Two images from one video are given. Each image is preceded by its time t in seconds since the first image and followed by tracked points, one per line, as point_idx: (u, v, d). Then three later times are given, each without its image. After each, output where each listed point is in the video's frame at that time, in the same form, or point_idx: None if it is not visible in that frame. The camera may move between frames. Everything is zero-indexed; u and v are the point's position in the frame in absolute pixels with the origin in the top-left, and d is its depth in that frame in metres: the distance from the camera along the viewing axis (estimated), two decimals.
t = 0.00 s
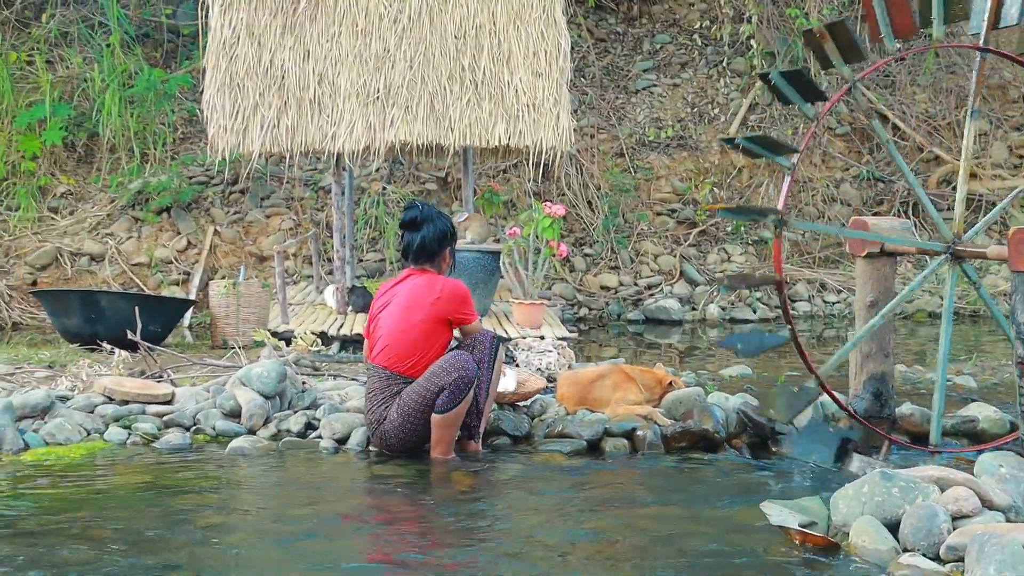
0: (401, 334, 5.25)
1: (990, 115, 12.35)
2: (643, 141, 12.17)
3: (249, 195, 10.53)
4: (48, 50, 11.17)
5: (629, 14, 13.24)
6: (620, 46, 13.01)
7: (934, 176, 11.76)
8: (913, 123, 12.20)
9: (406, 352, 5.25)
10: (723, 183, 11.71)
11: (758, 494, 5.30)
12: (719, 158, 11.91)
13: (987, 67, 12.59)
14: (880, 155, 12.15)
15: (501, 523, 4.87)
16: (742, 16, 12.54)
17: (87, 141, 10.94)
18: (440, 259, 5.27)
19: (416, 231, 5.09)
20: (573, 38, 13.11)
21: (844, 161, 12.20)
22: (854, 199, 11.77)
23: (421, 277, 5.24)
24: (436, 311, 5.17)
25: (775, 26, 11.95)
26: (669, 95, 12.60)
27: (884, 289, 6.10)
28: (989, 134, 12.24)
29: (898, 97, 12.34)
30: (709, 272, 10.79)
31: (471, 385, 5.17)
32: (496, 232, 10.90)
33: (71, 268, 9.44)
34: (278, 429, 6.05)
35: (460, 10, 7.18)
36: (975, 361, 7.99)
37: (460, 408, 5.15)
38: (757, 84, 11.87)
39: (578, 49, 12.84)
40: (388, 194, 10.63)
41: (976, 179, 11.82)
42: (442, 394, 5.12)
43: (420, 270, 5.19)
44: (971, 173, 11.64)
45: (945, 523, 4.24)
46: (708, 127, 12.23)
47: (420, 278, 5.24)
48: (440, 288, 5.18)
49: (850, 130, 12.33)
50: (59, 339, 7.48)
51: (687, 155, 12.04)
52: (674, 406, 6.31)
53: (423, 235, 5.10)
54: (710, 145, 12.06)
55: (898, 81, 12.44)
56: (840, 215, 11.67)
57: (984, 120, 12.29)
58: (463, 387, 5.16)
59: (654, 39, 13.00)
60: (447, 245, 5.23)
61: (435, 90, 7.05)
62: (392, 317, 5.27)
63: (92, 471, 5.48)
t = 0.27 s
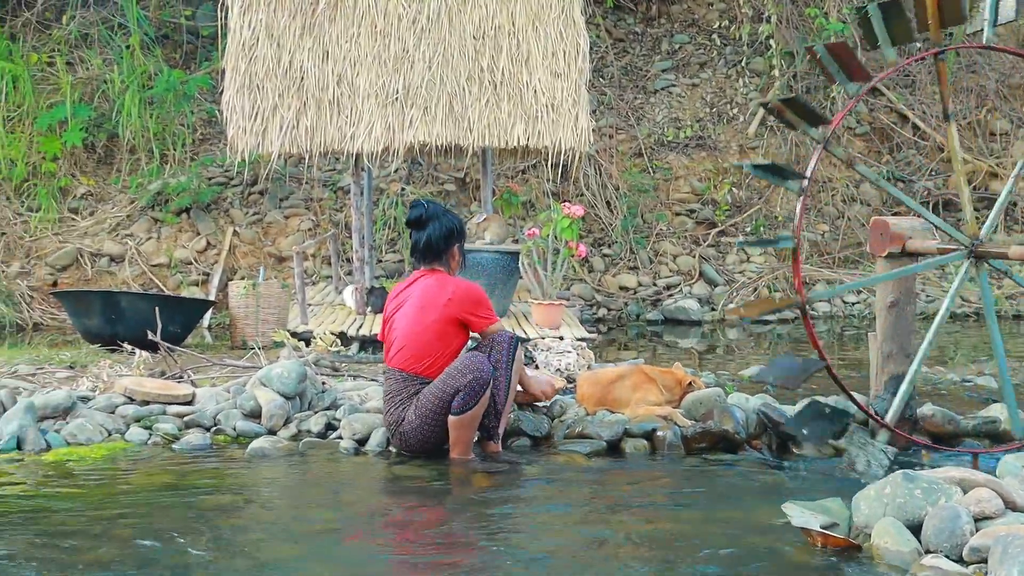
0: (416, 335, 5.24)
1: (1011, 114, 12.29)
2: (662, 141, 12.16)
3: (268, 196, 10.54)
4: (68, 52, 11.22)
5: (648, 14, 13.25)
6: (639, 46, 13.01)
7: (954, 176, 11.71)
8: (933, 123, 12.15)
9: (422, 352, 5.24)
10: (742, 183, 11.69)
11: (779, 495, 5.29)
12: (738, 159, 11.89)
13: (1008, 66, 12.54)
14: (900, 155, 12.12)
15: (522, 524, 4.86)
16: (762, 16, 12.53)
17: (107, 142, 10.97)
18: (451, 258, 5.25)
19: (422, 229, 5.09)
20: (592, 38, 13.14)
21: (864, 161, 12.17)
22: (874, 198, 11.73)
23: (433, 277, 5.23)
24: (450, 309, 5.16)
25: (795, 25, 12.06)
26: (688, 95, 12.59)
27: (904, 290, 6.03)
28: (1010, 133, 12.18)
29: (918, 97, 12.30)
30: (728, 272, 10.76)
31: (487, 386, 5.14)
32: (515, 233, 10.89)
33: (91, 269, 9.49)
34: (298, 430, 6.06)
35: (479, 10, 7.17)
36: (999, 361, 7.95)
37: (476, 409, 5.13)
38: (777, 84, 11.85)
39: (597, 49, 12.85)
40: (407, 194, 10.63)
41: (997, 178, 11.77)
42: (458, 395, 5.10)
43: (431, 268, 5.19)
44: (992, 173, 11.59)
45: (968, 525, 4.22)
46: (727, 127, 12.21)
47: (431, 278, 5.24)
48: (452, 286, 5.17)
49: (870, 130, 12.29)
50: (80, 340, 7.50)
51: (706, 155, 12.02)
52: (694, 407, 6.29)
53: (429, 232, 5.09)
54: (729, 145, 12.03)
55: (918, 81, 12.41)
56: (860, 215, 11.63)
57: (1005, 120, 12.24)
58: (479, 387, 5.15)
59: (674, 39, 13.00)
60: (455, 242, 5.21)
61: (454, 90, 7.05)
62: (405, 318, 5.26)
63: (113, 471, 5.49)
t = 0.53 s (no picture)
0: (428, 339, 5.22)
1: None
2: (681, 141, 12.15)
3: (287, 197, 10.56)
4: (88, 53, 11.27)
5: (666, 14, 13.26)
6: (657, 47, 13.02)
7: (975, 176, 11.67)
8: (952, 123, 12.09)
9: (435, 356, 5.23)
10: (761, 184, 11.67)
11: (799, 496, 5.27)
12: (757, 159, 11.88)
13: None
14: (919, 155, 12.09)
15: (542, 524, 4.85)
16: (781, 16, 12.52)
17: (126, 143, 11.00)
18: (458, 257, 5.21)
19: (428, 232, 5.04)
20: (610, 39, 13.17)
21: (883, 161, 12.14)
22: (894, 199, 11.70)
23: (442, 279, 5.20)
24: (460, 312, 5.13)
25: (814, 26, 12.00)
26: (706, 95, 12.58)
27: (925, 289, 6.09)
28: None
29: (938, 97, 12.28)
30: (746, 273, 10.74)
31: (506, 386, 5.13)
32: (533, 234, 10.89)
33: (111, 270, 9.52)
34: (318, 430, 6.07)
35: (497, 10, 7.16)
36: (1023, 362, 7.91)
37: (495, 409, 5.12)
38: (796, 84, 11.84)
39: (615, 50, 12.88)
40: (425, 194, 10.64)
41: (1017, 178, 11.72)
42: (477, 396, 5.09)
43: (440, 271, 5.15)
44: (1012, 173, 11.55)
45: (990, 526, 4.20)
46: (745, 127, 12.19)
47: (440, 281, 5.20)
48: (461, 289, 5.14)
49: (890, 130, 12.27)
50: (102, 340, 7.54)
51: (724, 155, 12.00)
52: (714, 407, 6.28)
53: (433, 236, 5.04)
54: (748, 146, 12.02)
55: (938, 80, 12.37)
56: (879, 215, 11.60)
57: None
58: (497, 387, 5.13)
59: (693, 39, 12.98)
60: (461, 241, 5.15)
61: (472, 91, 7.06)
62: (416, 321, 5.24)
63: (133, 471, 5.51)
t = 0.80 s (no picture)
0: (441, 339, 5.15)
1: None
2: (699, 142, 12.14)
3: (305, 198, 10.56)
4: (108, 55, 11.31)
5: (685, 15, 13.34)
6: (676, 48, 13.05)
7: (995, 176, 11.64)
8: (973, 123, 12.06)
9: (447, 358, 5.15)
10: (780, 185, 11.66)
11: (820, 497, 5.26)
12: (776, 160, 11.87)
13: None
14: (939, 155, 12.06)
15: (561, 524, 4.84)
16: (800, 16, 12.51)
17: (146, 144, 11.03)
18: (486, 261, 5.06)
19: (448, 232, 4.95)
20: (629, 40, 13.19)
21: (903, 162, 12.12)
22: (914, 200, 11.68)
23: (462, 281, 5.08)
24: (468, 316, 5.00)
25: (833, 26, 11.92)
26: (725, 96, 12.57)
27: (946, 291, 6.03)
28: None
29: (958, 97, 12.25)
30: (765, 274, 10.72)
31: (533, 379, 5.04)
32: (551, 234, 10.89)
33: (131, 271, 9.55)
34: (337, 430, 6.08)
35: (516, 11, 7.16)
36: None
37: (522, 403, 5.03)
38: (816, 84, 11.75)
39: (634, 51, 12.90)
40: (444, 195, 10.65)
41: None
42: (503, 390, 5.00)
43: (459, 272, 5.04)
44: None
45: (1013, 528, 4.17)
46: (764, 127, 12.18)
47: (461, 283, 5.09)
48: (474, 293, 5.00)
49: (910, 131, 12.24)
50: (122, 341, 7.56)
51: (743, 156, 11.99)
52: (733, 408, 6.28)
53: (455, 236, 4.94)
54: (767, 146, 12.01)
55: (958, 81, 12.34)
56: (898, 216, 11.58)
57: None
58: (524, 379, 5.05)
59: (710, 40, 13.11)
60: (486, 244, 4.99)
61: (491, 91, 7.06)
62: (433, 321, 5.17)
63: (153, 471, 5.52)
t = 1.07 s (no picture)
0: (480, 345, 5.12)
1: None
2: (716, 142, 12.13)
3: (322, 198, 10.56)
4: (126, 56, 11.33)
5: (701, 15, 13.29)
6: (692, 48, 13.03)
7: (1014, 176, 11.59)
8: (992, 122, 12.01)
9: (481, 366, 5.12)
10: (797, 185, 11.64)
11: (838, 497, 5.24)
12: (793, 160, 11.85)
13: None
14: (957, 155, 12.02)
15: (579, 524, 4.84)
16: (817, 16, 12.47)
17: (163, 145, 11.04)
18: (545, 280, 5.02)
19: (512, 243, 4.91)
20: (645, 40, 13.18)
21: (921, 161, 12.09)
22: (932, 199, 11.65)
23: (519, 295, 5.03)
24: (508, 331, 4.95)
25: (850, 25, 11.74)
26: (742, 96, 12.54)
27: (965, 292, 5.99)
28: None
29: (977, 96, 12.20)
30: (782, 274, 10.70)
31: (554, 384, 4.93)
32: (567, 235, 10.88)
33: (148, 272, 9.58)
34: (355, 431, 6.08)
35: (532, 11, 7.17)
36: None
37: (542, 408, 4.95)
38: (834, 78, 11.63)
39: (651, 51, 12.88)
40: (460, 196, 10.65)
41: None
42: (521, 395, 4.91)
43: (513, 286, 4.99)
44: None
45: None
46: (781, 127, 12.15)
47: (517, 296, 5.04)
48: (523, 310, 4.94)
49: (928, 130, 12.20)
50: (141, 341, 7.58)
51: (761, 156, 11.97)
52: (750, 409, 6.25)
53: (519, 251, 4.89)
54: (784, 146, 11.99)
55: (977, 80, 12.29)
56: (917, 216, 11.56)
57: None
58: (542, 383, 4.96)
59: (727, 39, 13.03)
60: (552, 265, 4.94)
61: (508, 92, 7.05)
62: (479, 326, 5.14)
63: (171, 471, 5.53)
